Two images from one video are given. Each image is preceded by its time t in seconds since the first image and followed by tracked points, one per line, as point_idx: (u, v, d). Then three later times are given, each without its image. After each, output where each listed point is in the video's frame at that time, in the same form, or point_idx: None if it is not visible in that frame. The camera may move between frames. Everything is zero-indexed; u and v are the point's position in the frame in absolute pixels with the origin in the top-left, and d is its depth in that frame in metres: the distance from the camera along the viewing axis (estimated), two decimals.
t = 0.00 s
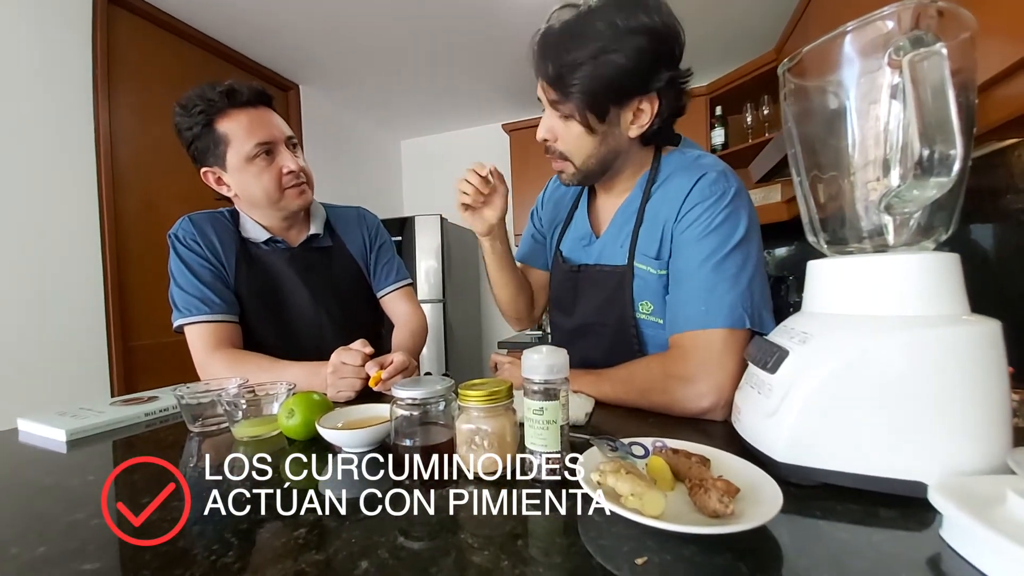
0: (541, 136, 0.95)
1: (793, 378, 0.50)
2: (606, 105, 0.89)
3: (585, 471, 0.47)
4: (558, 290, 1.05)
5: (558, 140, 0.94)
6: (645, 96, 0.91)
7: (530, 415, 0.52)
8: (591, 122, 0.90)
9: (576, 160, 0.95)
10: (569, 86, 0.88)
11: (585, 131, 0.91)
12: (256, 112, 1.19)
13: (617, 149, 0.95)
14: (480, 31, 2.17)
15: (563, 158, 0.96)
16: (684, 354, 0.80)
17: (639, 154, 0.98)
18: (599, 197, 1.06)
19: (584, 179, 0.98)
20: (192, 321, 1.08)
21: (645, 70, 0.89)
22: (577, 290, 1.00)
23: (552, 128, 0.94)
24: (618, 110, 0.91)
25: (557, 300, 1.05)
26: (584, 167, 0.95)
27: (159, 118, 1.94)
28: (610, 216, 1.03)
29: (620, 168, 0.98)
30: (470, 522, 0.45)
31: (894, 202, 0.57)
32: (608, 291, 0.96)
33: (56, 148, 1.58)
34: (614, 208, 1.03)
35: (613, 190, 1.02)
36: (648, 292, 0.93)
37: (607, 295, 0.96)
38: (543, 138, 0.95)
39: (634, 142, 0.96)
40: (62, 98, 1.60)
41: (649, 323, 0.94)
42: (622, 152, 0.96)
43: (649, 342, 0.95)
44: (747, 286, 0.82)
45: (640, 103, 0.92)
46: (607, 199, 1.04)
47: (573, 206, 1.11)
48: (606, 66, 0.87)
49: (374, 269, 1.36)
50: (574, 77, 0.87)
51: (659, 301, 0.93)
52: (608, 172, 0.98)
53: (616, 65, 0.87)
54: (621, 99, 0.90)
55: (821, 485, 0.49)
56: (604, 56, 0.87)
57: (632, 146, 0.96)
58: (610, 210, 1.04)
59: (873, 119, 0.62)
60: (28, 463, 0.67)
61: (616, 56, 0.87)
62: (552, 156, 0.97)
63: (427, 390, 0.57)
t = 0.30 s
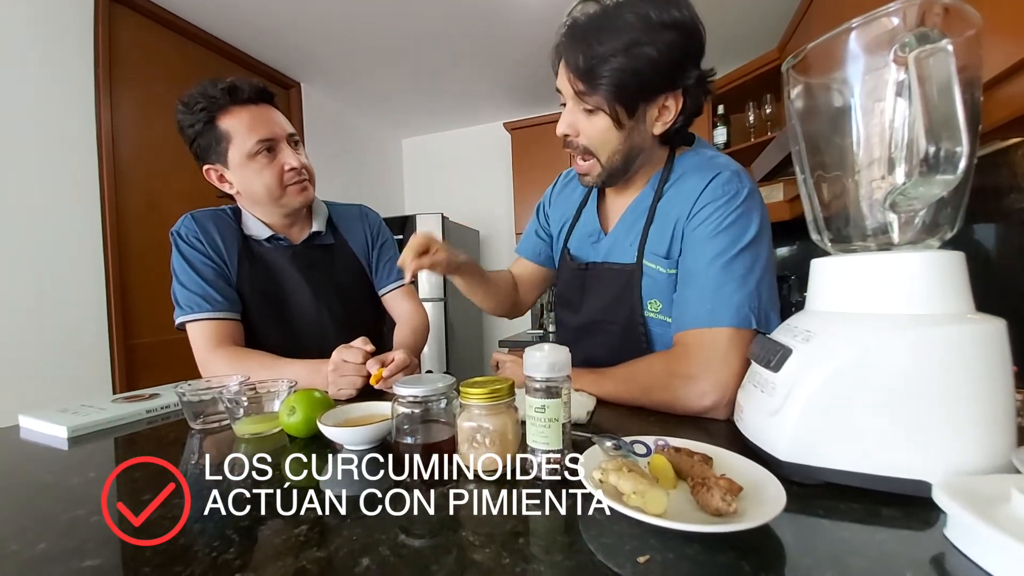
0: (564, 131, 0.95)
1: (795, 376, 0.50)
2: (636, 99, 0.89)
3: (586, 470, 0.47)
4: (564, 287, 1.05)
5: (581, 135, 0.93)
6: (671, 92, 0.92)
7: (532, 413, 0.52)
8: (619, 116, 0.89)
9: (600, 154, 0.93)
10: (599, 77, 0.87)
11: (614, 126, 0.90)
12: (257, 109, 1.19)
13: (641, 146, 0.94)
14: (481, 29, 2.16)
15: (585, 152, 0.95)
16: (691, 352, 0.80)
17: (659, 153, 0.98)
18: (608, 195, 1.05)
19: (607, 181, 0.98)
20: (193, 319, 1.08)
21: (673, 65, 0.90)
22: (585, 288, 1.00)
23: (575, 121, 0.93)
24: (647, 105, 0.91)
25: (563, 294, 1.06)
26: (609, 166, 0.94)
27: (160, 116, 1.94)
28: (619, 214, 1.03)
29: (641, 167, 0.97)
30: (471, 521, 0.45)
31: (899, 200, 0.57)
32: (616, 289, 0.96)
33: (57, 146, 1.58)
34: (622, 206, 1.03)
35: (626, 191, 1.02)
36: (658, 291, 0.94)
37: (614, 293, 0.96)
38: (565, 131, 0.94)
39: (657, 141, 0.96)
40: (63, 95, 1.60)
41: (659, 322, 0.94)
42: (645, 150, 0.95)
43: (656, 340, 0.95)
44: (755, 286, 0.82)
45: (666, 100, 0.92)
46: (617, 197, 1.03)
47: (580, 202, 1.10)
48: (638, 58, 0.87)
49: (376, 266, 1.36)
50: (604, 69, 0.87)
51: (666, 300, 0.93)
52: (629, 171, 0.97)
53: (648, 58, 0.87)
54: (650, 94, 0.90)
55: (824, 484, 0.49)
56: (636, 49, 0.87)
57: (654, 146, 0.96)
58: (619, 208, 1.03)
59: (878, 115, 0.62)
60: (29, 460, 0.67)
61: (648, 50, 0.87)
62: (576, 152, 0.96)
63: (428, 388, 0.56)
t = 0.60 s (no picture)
0: (559, 139, 0.95)
1: (793, 377, 0.50)
2: (631, 107, 0.89)
3: (586, 469, 0.48)
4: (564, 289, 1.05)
5: (576, 144, 0.94)
6: (667, 99, 0.92)
7: (531, 413, 0.52)
8: (615, 124, 0.89)
9: (592, 164, 0.94)
10: (595, 87, 0.87)
11: (609, 135, 0.91)
12: (257, 111, 1.19)
13: (636, 154, 0.94)
14: (481, 30, 2.17)
15: (579, 163, 0.96)
16: (690, 352, 0.80)
17: (656, 158, 0.98)
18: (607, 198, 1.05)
19: (597, 183, 0.98)
20: (193, 320, 1.08)
21: (668, 73, 0.90)
22: (585, 288, 1.00)
23: (571, 131, 0.93)
24: (642, 112, 0.91)
25: (563, 295, 1.06)
26: (604, 172, 0.95)
27: (160, 118, 1.94)
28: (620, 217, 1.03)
29: (635, 174, 0.98)
30: (471, 521, 0.45)
31: (896, 201, 0.57)
32: (617, 291, 0.95)
33: (57, 147, 1.58)
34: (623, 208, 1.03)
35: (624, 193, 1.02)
36: (658, 292, 0.94)
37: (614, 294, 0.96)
38: (560, 140, 0.95)
39: (654, 147, 0.96)
40: (62, 96, 1.60)
41: (662, 323, 0.95)
42: (639, 157, 0.95)
43: (656, 341, 0.96)
44: (754, 287, 0.82)
45: (662, 107, 0.92)
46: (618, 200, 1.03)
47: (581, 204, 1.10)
48: (634, 66, 0.87)
49: (376, 268, 1.36)
50: (599, 78, 0.87)
51: (667, 301, 0.93)
52: (623, 177, 0.98)
53: (643, 66, 0.88)
54: (646, 102, 0.90)
55: (822, 484, 0.49)
56: (632, 58, 0.87)
57: (651, 151, 0.97)
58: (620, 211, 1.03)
59: (876, 115, 0.62)
60: (29, 461, 0.67)
61: (644, 59, 0.87)
62: (569, 161, 0.97)
63: (428, 389, 0.57)
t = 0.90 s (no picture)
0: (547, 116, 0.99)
1: (792, 378, 0.51)
2: (608, 97, 0.90)
3: (586, 470, 0.48)
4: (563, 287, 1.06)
5: (561, 122, 0.97)
6: (649, 94, 0.91)
7: (531, 414, 0.52)
8: (591, 111, 0.92)
9: (572, 146, 0.98)
10: (578, 70, 0.90)
11: (585, 120, 0.94)
12: (258, 113, 1.20)
13: (614, 144, 0.95)
14: (481, 32, 2.18)
15: (563, 141, 0.99)
16: (687, 352, 0.80)
17: (637, 154, 0.97)
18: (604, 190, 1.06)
19: (579, 166, 1.00)
20: (194, 321, 1.08)
21: (652, 68, 0.89)
22: (582, 285, 1.01)
23: (558, 110, 0.97)
24: (621, 104, 0.91)
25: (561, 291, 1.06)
26: (580, 155, 0.98)
27: (162, 120, 1.94)
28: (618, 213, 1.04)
29: (617, 164, 0.98)
30: (472, 522, 0.46)
31: (894, 203, 0.58)
32: (614, 289, 0.96)
33: (59, 150, 1.58)
34: (620, 205, 1.03)
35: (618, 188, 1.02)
36: (653, 292, 0.94)
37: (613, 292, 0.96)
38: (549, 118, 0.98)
39: (635, 142, 0.96)
40: (64, 98, 1.60)
41: (655, 322, 0.95)
42: (620, 148, 0.96)
43: (653, 341, 0.96)
44: (750, 288, 0.82)
45: (643, 102, 0.92)
46: (613, 192, 1.04)
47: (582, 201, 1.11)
48: (615, 58, 0.88)
49: (376, 269, 1.36)
50: (584, 63, 0.89)
51: (662, 301, 0.93)
52: (604, 165, 0.99)
53: (626, 58, 0.88)
54: (624, 93, 0.90)
55: (821, 484, 0.49)
56: (615, 48, 0.87)
57: (632, 146, 0.96)
58: (616, 206, 1.04)
59: (874, 117, 0.63)
60: (32, 462, 0.67)
61: (627, 51, 0.87)
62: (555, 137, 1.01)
63: (429, 390, 0.57)
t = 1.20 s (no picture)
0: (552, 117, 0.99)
1: (794, 382, 0.51)
2: (613, 95, 0.91)
3: (588, 474, 0.48)
4: (564, 288, 1.07)
5: (565, 124, 0.97)
6: (653, 93, 0.92)
7: (533, 418, 0.53)
8: (597, 110, 0.92)
9: (577, 146, 0.97)
10: (584, 70, 0.91)
11: (590, 120, 0.94)
12: (260, 116, 1.20)
13: (619, 144, 0.95)
14: (483, 35, 2.19)
15: (568, 142, 0.99)
16: (688, 355, 0.80)
17: (643, 154, 0.98)
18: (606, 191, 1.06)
19: (584, 166, 1.00)
20: (198, 324, 1.08)
21: (657, 66, 0.90)
22: (584, 286, 1.01)
23: (563, 111, 0.97)
24: (626, 102, 0.92)
25: (563, 292, 1.07)
26: (585, 155, 0.97)
27: (164, 123, 1.95)
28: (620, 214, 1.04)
29: (621, 165, 0.99)
30: (474, 524, 0.46)
31: (894, 208, 0.58)
32: (614, 290, 0.96)
33: (64, 153, 1.59)
34: (623, 207, 1.03)
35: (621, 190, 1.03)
36: (654, 294, 0.94)
37: (614, 294, 0.96)
38: (554, 119, 0.98)
39: (639, 141, 0.96)
40: (68, 102, 1.61)
41: (657, 324, 0.95)
42: (624, 148, 0.96)
43: (655, 344, 0.96)
44: (751, 294, 0.82)
45: (648, 100, 0.92)
46: (615, 194, 1.04)
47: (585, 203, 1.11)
48: (620, 56, 0.89)
49: (378, 272, 1.36)
50: (589, 62, 0.90)
51: (664, 304, 0.94)
52: (608, 166, 0.99)
53: (630, 57, 0.89)
54: (629, 92, 0.91)
55: (823, 489, 0.49)
56: (620, 48, 0.89)
57: (638, 145, 0.96)
58: (617, 208, 1.05)
59: (873, 123, 0.63)
60: (37, 465, 0.67)
61: (632, 50, 0.89)
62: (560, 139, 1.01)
63: (432, 393, 0.57)
